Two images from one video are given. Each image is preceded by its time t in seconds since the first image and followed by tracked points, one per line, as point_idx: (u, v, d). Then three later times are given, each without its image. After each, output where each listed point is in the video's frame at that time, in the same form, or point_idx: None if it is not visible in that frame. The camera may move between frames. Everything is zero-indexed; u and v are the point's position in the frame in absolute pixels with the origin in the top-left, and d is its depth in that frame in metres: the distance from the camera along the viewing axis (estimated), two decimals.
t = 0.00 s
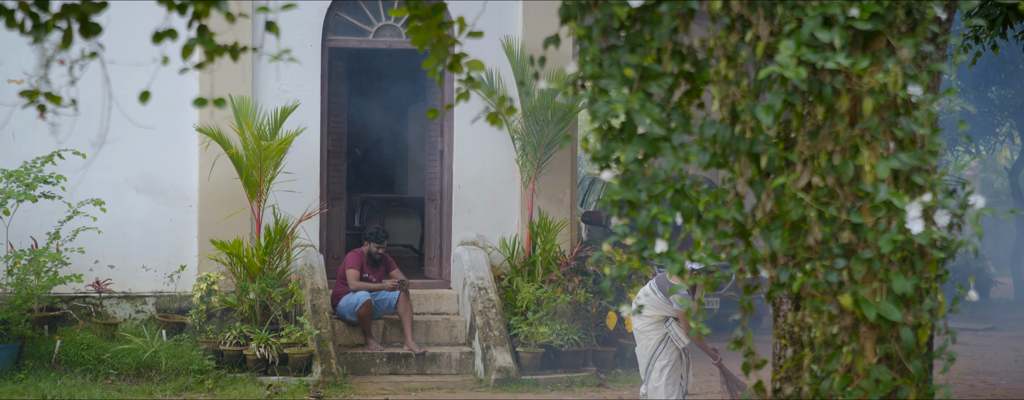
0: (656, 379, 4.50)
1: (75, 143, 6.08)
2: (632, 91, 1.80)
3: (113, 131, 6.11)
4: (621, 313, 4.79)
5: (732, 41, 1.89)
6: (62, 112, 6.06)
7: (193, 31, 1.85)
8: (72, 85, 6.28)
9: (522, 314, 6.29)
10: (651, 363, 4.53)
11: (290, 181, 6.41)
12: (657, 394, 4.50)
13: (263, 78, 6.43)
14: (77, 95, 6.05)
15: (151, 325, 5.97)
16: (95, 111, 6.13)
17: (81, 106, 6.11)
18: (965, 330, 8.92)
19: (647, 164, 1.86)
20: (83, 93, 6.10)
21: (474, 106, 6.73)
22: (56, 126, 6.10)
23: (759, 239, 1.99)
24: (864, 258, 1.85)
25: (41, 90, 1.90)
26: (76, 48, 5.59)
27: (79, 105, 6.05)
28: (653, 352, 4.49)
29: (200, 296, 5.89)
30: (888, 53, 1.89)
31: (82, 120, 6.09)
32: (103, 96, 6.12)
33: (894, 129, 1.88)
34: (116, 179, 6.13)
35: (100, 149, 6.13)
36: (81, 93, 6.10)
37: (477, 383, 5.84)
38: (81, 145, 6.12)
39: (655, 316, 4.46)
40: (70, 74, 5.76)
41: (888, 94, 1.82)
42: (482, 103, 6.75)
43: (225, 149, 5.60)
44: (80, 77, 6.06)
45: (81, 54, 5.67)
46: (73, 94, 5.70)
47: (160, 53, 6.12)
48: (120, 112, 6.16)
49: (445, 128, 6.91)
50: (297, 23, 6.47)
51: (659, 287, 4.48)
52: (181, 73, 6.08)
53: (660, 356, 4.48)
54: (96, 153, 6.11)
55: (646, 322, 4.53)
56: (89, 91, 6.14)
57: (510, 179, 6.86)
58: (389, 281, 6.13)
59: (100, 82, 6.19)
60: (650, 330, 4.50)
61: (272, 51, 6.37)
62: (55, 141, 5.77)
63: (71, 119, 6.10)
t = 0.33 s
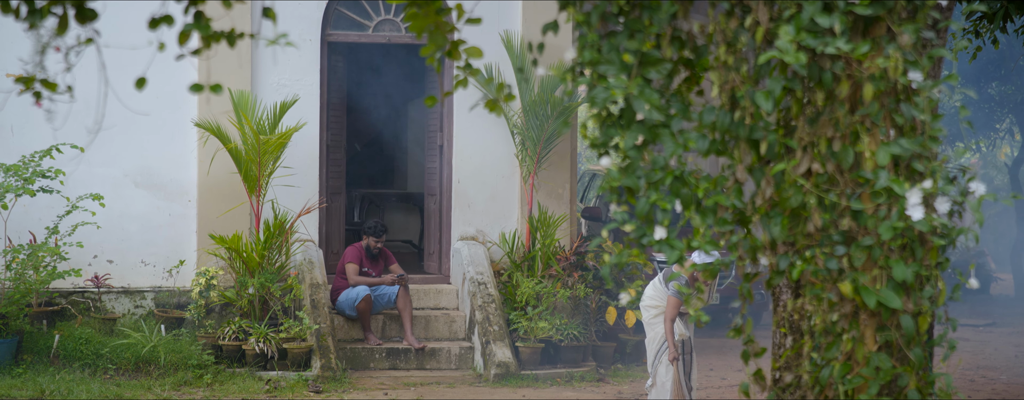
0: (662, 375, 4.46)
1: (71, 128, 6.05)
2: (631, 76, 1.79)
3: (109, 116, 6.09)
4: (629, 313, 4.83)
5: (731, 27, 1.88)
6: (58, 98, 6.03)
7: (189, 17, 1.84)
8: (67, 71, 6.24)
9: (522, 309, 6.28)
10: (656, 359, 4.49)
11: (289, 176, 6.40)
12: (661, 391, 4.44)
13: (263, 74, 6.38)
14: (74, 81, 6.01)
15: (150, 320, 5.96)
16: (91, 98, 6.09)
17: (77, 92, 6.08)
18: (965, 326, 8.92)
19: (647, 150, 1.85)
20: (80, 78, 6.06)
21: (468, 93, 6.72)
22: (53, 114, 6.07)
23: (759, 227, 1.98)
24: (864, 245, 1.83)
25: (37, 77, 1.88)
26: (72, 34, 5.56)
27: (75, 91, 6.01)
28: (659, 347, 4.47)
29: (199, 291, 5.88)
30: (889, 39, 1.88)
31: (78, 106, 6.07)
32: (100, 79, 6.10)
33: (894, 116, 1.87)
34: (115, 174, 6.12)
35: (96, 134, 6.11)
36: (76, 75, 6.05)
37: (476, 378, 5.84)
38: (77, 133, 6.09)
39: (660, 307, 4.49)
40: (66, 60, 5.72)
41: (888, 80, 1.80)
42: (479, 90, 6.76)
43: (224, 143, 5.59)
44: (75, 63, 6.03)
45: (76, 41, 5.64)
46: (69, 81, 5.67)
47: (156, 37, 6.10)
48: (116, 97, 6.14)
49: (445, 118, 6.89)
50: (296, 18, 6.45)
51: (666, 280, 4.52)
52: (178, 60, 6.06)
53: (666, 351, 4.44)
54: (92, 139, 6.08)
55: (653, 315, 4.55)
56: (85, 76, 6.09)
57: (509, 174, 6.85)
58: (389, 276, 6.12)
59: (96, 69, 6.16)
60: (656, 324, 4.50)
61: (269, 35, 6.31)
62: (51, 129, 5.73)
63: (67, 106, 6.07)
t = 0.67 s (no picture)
0: (667, 372, 4.42)
1: (65, 116, 6.01)
2: (628, 62, 1.77)
3: (104, 103, 6.06)
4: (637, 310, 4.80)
5: (729, 13, 1.86)
6: (52, 86, 6.00)
7: (183, 2, 1.83)
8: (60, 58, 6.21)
9: (521, 304, 6.27)
10: (662, 355, 4.45)
11: (287, 171, 6.39)
12: (664, 388, 4.42)
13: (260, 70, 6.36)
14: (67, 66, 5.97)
15: (148, 316, 5.96)
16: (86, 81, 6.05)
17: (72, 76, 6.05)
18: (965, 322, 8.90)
19: (644, 137, 1.84)
20: (74, 63, 6.03)
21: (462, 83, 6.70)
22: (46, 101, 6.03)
23: (756, 215, 1.98)
24: (862, 232, 1.82)
25: (31, 64, 1.87)
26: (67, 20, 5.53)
27: (69, 77, 5.98)
28: (663, 343, 4.43)
29: (198, 286, 5.91)
30: (887, 25, 1.87)
31: (72, 93, 6.03)
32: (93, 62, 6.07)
33: (893, 102, 1.86)
34: (114, 169, 6.10)
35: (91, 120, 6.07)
36: (71, 59, 6.02)
37: (475, 374, 5.84)
38: (71, 119, 6.05)
39: (664, 304, 4.37)
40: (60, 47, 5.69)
41: (887, 66, 1.79)
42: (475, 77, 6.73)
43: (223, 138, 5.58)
44: (69, 49, 5.99)
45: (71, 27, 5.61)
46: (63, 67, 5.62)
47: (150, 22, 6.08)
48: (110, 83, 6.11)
49: (445, 113, 6.86)
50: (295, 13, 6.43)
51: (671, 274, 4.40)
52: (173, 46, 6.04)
53: (670, 348, 4.41)
54: (86, 126, 6.05)
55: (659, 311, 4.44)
56: (79, 62, 6.06)
57: (508, 169, 6.83)
58: (387, 271, 6.11)
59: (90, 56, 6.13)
60: (663, 320, 4.41)
61: (264, 22, 6.27)
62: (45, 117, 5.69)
63: (61, 92, 6.03)
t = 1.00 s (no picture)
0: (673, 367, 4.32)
1: (60, 101, 5.99)
2: (626, 46, 1.76)
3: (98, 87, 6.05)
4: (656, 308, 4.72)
5: None
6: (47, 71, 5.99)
7: None
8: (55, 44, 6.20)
9: (521, 299, 6.26)
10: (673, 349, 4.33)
11: (286, 165, 6.38)
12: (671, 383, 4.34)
13: (260, 64, 6.34)
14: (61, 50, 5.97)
15: (148, 311, 5.95)
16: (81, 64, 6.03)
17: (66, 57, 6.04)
18: (966, 317, 8.88)
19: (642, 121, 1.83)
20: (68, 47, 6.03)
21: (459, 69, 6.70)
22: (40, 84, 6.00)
23: (755, 200, 1.97)
24: (862, 217, 1.81)
25: (26, 49, 1.85)
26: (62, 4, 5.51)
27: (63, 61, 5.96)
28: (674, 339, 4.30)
29: (197, 281, 5.87)
30: (887, 9, 1.86)
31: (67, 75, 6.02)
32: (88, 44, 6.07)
33: (893, 87, 1.85)
34: (113, 164, 6.09)
35: (86, 105, 6.05)
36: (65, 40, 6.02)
37: (474, 368, 5.84)
38: (66, 105, 6.03)
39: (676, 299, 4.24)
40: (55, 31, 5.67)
41: (887, 50, 1.78)
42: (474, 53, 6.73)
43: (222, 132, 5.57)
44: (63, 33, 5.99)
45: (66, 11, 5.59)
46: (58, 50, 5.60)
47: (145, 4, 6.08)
48: (104, 66, 6.10)
49: (445, 107, 6.84)
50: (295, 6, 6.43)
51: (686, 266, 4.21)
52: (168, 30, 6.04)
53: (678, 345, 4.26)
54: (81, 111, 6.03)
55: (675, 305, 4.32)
56: (73, 46, 6.06)
57: (508, 164, 6.83)
58: (386, 266, 6.10)
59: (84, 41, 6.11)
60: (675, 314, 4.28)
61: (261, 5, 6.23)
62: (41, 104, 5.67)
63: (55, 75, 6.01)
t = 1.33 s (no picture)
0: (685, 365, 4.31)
1: (56, 88, 5.98)
2: (623, 32, 1.75)
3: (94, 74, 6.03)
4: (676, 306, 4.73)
5: None
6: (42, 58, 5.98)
7: None
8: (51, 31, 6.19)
9: (520, 295, 6.25)
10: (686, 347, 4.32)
11: (285, 161, 6.37)
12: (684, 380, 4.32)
13: (259, 60, 6.33)
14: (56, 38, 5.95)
15: (146, 306, 5.93)
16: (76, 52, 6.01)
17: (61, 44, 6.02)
18: (966, 314, 8.86)
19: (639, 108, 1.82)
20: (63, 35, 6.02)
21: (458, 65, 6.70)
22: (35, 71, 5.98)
23: (753, 188, 1.96)
24: (859, 205, 1.80)
25: (21, 37, 1.84)
26: None
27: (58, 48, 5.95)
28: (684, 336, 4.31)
29: (195, 276, 5.91)
30: None
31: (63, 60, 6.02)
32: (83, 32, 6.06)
33: (891, 74, 1.84)
34: (111, 160, 6.08)
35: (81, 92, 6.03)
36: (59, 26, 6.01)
37: (474, 364, 5.83)
38: (62, 92, 6.02)
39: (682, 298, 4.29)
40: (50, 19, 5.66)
41: (885, 37, 1.77)
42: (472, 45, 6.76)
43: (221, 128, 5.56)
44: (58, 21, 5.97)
45: None
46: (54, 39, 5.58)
47: None
48: (99, 53, 6.09)
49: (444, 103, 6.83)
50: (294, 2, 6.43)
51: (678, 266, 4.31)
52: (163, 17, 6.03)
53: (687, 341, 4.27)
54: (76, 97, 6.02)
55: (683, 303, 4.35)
56: (67, 33, 6.05)
57: (508, 160, 6.82)
58: (386, 261, 6.10)
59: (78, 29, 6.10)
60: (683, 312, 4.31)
61: None
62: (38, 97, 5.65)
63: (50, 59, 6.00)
